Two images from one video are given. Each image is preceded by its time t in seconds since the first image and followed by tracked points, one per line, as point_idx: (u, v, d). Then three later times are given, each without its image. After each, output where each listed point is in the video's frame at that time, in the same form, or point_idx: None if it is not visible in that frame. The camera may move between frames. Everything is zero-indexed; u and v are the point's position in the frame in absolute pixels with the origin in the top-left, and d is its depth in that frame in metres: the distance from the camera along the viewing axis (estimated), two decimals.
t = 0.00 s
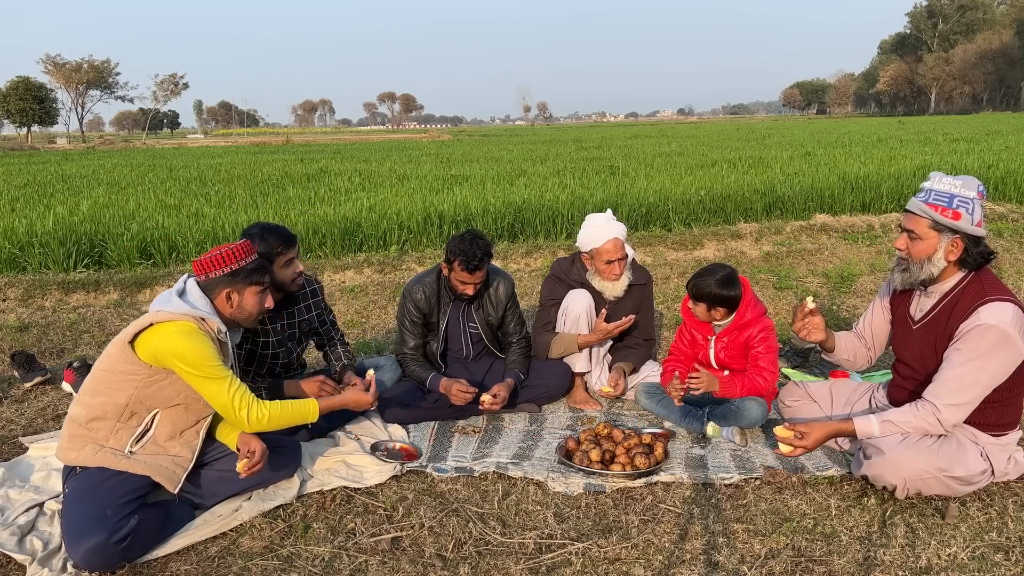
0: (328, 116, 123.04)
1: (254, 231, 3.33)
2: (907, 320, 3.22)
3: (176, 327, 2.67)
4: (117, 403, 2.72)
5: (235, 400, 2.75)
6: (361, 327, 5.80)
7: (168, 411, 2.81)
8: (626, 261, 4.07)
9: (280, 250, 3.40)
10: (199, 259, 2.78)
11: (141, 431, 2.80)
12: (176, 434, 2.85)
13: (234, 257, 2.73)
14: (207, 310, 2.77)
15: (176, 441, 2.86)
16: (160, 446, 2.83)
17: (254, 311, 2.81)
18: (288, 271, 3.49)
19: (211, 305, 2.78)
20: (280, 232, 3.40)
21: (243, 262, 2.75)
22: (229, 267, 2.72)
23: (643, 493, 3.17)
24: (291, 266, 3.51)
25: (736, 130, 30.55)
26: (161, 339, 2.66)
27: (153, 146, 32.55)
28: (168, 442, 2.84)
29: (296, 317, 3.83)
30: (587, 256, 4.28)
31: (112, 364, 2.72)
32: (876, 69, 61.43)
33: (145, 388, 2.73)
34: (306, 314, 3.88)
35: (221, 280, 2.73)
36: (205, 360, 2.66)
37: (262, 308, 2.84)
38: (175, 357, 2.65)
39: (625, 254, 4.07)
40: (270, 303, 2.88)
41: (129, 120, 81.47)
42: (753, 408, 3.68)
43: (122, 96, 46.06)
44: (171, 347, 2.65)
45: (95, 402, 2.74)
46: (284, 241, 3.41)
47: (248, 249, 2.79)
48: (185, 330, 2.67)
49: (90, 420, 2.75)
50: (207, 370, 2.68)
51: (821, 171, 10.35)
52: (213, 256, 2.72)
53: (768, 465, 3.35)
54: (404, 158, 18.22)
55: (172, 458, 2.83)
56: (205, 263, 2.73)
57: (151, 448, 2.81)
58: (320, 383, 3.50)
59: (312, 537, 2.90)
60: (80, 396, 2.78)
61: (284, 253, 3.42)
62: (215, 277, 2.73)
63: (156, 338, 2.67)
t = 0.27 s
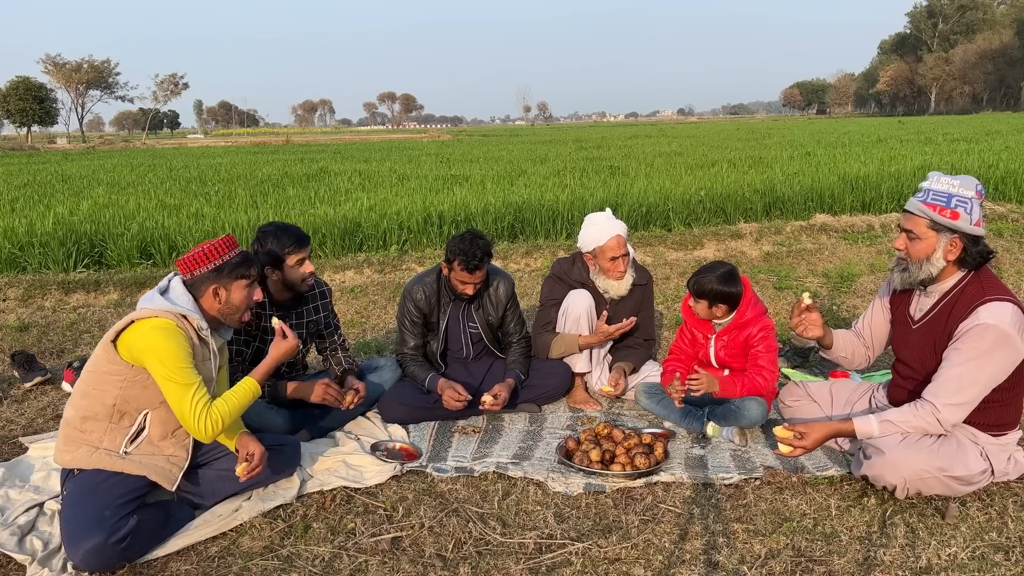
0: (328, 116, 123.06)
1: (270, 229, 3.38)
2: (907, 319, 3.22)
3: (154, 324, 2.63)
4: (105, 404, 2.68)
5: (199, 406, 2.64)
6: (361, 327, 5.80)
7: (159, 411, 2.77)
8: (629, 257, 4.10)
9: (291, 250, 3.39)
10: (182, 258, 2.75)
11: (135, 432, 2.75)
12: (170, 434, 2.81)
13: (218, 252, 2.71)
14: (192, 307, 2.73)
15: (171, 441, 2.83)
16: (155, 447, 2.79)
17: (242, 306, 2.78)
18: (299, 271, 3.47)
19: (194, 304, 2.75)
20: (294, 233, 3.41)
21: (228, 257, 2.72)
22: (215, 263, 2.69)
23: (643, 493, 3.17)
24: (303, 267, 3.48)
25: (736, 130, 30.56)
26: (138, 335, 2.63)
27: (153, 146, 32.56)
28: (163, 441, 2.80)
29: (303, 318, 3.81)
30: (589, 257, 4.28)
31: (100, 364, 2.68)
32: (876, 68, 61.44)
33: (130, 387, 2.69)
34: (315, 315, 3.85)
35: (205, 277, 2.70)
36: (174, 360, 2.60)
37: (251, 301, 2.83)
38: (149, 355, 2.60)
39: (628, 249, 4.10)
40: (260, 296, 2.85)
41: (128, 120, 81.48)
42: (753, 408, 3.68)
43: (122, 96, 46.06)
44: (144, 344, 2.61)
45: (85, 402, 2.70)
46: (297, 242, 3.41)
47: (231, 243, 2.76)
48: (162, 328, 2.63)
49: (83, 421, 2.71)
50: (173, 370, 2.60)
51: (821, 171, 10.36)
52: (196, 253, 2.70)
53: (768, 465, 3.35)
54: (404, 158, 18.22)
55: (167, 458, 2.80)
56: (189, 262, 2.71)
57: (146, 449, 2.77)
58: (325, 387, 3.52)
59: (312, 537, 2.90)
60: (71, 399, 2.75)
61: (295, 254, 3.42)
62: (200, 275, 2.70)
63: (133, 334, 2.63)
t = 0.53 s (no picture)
0: (328, 116, 123.04)
1: (280, 228, 3.38)
2: (908, 320, 3.22)
3: (130, 322, 2.66)
4: (93, 405, 2.71)
5: (184, 396, 2.65)
6: (361, 327, 5.80)
7: (148, 409, 2.78)
8: (633, 254, 4.12)
9: (299, 250, 3.38)
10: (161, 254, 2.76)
11: (126, 432, 2.77)
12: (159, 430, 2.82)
13: (194, 246, 2.73)
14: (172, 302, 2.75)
15: (162, 438, 2.84)
16: (147, 445, 2.80)
17: (224, 301, 2.82)
18: (307, 271, 3.45)
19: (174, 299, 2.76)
20: (306, 233, 3.39)
21: (206, 249, 2.74)
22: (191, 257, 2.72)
23: (643, 493, 3.17)
24: (312, 267, 3.46)
25: (736, 130, 30.56)
26: (120, 334, 2.65)
27: (153, 146, 32.57)
28: (154, 440, 2.82)
29: (309, 317, 3.80)
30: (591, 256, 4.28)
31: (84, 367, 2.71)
32: (876, 68, 61.44)
33: (117, 387, 2.71)
34: (319, 314, 3.85)
35: (182, 272, 2.73)
36: (153, 353, 2.62)
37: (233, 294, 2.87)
38: (128, 351, 2.63)
39: (631, 248, 4.12)
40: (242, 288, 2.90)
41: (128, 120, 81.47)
42: (753, 407, 3.69)
43: (122, 96, 46.05)
44: (123, 341, 2.64)
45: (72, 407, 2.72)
46: (307, 242, 3.39)
47: (207, 237, 2.78)
48: (139, 323, 2.66)
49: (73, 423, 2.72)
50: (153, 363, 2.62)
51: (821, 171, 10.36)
52: (172, 250, 2.72)
53: (768, 465, 3.36)
54: (404, 158, 18.22)
55: (158, 457, 2.82)
56: (166, 257, 2.73)
57: (138, 448, 2.79)
58: (327, 387, 3.52)
59: (312, 537, 2.90)
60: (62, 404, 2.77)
61: (304, 254, 3.40)
62: (178, 270, 2.73)
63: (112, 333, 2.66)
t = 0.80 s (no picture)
0: (328, 116, 123.03)
1: (282, 226, 3.40)
2: (908, 321, 3.22)
3: (113, 320, 2.67)
4: (82, 406, 2.71)
5: (169, 390, 2.65)
6: (361, 327, 5.80)
7: (138, 407, 2.77)
8: (633, 254, 4.13)
9: (294, 248, 3.38)
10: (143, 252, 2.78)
11: (118, 432, 2.77)
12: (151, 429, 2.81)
13: (174, 239, 2.73)
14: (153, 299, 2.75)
15: (155, 437, 2.83)
16: (139, 443, 2.79)
17: (203, 295, 2.80)
18: (300, 270, 3.44)
19: (156, 296, 2.77)
20: (305, 233, 3.39)
21: (186, 243, 2.74)
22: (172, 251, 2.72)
23: (643, 493, 3.17)
24: (306, 268, 3.44)
25: (736, 130, 30.56)
26: (103, 333, 2.66)
27: (153, 146, 32.58)
28: (146, 438, 2.80)
29: (308, 317, 3.80)
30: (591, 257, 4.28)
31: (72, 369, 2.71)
32: (876, 68, 61.43)
33: (104, 386, 2.71)
34: (319, 314, 3.85)
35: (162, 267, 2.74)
36: (137, 350, 2.62)
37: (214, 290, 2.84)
38: (112, 350, 2.63)
39: (631, 247, 4.12)
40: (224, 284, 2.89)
41: (128, 120, 81.48)
42: (753, 407, 3.69)
43: (122, 96, 46.04)
44: (106, 340, 2.64)
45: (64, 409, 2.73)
46: (304, 242, 3.39)
47: (189, 231, 2.77)
48: (123, 321, 2.66)
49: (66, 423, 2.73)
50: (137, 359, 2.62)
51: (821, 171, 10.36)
52: (153, 245, 2.73)
53: (768, 465, 3.36)
54: (404, 158, 18.22)
55: (152, 455, 2.81)
56: (147, 253, 2.74)
57: (131, 447, 2.78)
58: (327, 388, 3.53)
59: (312, 537, 2.90)
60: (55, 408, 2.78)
61: (298, 253, 3.39)
62: (158, 266, 2.74)
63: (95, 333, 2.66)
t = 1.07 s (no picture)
0: (328, 116, 123.02)
1: (279, 225, 3.39)
2: (908, 321, 3.22)
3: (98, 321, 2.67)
4: (75, 408, 2.71)
5: (141, 400, 2.61)
6: (361, 327, 5.80)
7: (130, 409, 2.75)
8: (632, 253, 4.13)
9: (291, 249, 3.37)
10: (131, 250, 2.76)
11: (113, 432, 2.77)
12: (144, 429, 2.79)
13: (161, 237, 2.70)
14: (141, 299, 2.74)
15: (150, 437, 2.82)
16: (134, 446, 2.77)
17: (190, 293, 2.76)
18: (297, 269, 3.44)
19: (143, 296, 2.76)
20: (301, 232, 3.39)
21: (174, 240, 2.71)
22: (159, 249, 2.69)
23: (643, 493, 3.17)
24: (303, 267, 3.45)
25: (736, 130, 30.56)
26: (90, 334, 2.65)
27: (153, 146, 32.58)
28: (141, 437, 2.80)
29: (306, 317, 3.79)
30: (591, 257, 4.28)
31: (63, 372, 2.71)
32: (876, 68, 61.43)
33: (96, 387, 2.71)
34: (317, 314, 3.85)
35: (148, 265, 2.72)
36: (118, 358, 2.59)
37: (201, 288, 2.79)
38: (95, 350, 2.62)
39: (630, 247, 4.12)
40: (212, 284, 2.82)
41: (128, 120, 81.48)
42: (753, 407, 3.69)
43: (122, 96, 46.05)
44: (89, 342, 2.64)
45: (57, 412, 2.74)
46: (301, 242, 3.39)
47: (177, 229, 2.74)
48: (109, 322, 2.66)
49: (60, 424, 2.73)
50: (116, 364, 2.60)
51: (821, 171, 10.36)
52: (139, 244, 2.72)
53: (768, 465, 3.35)
54: (404, 158, 18.22)
55: (147, 454, 2.80)
56: (134, 251, 2.72)
57: (126, 447, 2.77)
58: (327, 387, 3.53)
59: (312, 537, 2.90)
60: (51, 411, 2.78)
61: (294, 252, 3.39)
62: (145, 264, 2.72)
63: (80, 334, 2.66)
